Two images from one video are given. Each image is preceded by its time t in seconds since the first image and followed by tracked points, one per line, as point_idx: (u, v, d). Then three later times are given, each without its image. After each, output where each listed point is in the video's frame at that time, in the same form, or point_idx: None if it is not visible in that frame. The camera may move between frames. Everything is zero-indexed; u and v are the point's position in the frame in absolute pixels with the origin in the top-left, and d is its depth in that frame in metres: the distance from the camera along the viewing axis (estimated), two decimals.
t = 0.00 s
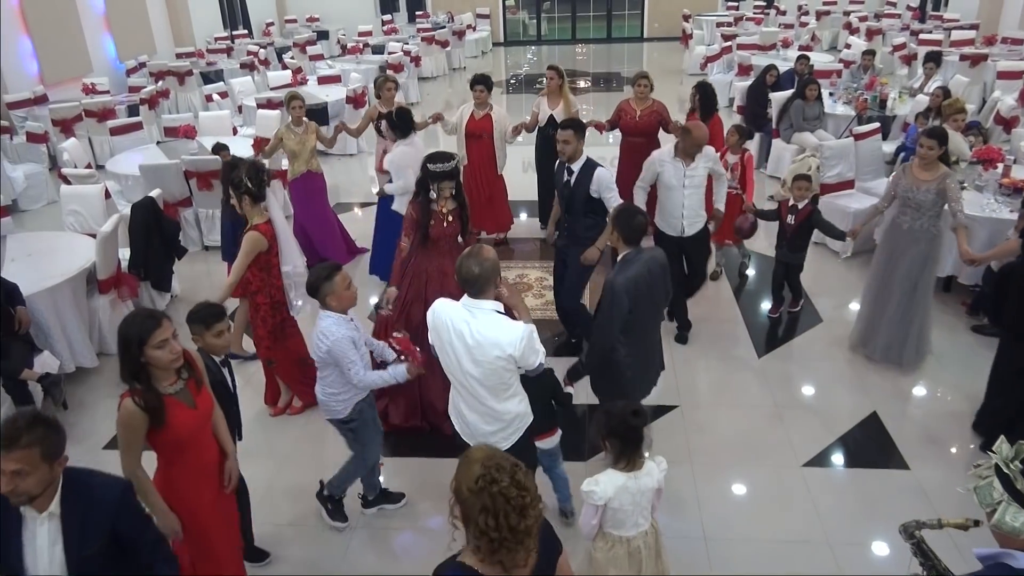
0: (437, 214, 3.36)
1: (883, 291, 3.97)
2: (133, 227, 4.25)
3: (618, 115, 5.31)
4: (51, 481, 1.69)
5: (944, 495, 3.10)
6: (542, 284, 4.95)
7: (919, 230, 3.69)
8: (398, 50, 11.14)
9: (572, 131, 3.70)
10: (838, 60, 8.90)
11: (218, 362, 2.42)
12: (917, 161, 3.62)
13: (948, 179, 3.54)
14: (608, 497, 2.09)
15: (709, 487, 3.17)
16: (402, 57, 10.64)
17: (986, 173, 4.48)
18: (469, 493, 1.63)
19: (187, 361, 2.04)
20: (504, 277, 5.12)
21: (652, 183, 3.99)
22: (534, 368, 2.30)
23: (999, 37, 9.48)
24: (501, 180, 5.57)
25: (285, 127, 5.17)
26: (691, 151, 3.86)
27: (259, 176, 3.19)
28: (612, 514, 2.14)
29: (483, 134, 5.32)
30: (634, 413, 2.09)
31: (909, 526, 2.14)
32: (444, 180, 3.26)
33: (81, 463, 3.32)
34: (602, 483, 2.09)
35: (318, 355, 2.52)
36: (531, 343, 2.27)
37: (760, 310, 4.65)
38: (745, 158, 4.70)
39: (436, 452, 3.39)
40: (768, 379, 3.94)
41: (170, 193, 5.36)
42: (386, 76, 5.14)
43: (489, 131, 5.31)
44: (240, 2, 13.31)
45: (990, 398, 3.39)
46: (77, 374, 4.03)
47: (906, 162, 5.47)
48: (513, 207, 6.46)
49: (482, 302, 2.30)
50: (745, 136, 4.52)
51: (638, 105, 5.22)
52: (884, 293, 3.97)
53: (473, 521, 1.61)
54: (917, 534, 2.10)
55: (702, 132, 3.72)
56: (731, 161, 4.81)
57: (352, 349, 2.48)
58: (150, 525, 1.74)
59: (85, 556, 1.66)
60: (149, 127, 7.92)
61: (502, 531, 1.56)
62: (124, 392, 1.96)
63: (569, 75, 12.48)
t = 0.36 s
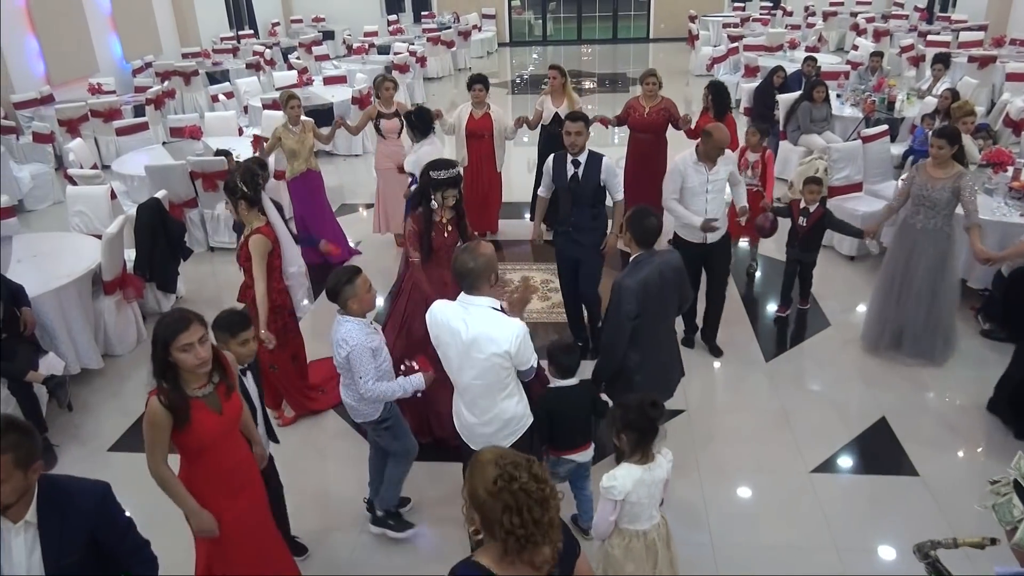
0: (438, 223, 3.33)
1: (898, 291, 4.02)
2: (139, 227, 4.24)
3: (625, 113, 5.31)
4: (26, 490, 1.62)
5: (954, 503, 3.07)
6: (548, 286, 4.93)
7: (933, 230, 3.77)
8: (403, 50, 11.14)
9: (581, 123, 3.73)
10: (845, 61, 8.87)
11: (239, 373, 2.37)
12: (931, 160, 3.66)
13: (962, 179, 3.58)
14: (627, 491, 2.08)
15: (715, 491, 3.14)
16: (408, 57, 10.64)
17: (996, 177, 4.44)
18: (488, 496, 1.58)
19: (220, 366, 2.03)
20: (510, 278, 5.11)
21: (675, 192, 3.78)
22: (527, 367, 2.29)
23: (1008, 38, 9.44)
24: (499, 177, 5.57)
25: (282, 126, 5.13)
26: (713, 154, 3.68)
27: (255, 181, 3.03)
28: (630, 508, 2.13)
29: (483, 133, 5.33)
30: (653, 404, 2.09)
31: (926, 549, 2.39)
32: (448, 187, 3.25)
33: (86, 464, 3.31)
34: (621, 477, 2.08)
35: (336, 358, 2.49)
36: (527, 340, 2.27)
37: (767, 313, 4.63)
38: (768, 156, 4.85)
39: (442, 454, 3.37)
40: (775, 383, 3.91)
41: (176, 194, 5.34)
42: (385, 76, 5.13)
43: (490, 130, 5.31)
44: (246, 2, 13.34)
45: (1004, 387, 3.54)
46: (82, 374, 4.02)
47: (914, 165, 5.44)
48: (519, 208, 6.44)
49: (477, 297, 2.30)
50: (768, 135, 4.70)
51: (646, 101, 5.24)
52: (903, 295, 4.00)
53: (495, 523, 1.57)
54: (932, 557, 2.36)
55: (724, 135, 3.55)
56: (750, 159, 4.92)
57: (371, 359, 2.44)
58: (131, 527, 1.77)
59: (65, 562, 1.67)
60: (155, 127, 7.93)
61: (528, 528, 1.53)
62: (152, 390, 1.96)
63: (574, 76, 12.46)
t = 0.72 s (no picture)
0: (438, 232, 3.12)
1: (923, 291, 4.01)
2: (144, 228, 4.23)
3: (622, 111, 5.36)
4: (23, 512, 1.62)
5: (962, 507, 3.05)
6: (552, 288, 4.92)
7: (948, 230, 3.79)
8: (408, 50, 11.14)
9: (589, 119, 3.67)
10: (851, 61, 8.84)
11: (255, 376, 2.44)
12: (941, 160, 3.68)
13: (975, 178, 3.60)
14: (628, 503, 2.07)
15: (721, 494, 3.12)
16: (413, 57, 10.63)
17: (1004, 178, 4.42)
18: (506, 494, 1.58)
19: (236, 370, 2.00)
20: (515, 279, 5.10)
21: (705, 199, 3.65)
22: (533, 365, 2.28)
23: (1015, 39, 9.40)
24: (504, 177, 5.57)
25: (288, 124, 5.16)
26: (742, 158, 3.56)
27: (247, 185, 3.00)
28: (630, 517, 2.12)
29: (490, 131, 5.34)
30: (637, 411, 2.12)
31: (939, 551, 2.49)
32: (447, 191, 3.07)
33: (89, 464, 3.31)
34: (620, 488, 2.06)
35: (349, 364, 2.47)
36: (532, 336, 2.26)
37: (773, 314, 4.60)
38: (780, 152, 4.91)
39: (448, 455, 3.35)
40: (781, 385, 3.89)
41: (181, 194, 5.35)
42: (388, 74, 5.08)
43: (496, 129, 5.32)
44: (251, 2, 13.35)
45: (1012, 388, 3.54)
46: (87, 374, 4.02)
47: (921, 165, 5.41)
48: (523, 208, 6.43)
49: (481, 294, 2.28)
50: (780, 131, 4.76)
51: (641, 101, 5.27)
52: (931, 297, 3.99)
53: (513, 521, 1.56)
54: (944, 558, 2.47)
55: (752, 138, 3.42)
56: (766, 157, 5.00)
57: (383, 370, 2.41)
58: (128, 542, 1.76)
59: None
60: (159, 127, 7.94)
61: (547, 522, 1.54)
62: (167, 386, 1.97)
63: (579, 76, 12.44)
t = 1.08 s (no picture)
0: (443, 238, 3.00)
1: (931, 288, 4.00)
2: (147, 228, 4.22)
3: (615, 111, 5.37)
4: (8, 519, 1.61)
5: (970, 508, 3.03)
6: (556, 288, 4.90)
7: (959, 229, 3.80)
8: (412, 50, 11.12)
9: (587, 118, 3.66)
10: (857, 60, 8.80)
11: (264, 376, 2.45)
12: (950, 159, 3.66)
13: (984, 178, 3.58)
14: (613, 522, 2.09)
15: (725, 494, 3.11)
16: (417, 57, 10.62)
17: (1012, 177, 4.39)
18: (526, 480, 1.59)
19: (238, 381, 1.98)
20: (518, 279, 5.08)
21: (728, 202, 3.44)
22: (530, 371, 2.25)
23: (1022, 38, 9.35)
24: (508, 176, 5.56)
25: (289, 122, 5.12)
26: (768, 164, 3.33)
27: (233, 188, 3.00)
28: (615, 530, 2.14)
29: (494, 130, 5.30)
30: (615, 427, 2.11)
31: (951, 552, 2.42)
32: (449, 192, 2.99)
33: (92, 465, 3.30)
34: (605, 507, 2.08)
35: (356, 380, 2.38)
36: (531, 341, 2.23)
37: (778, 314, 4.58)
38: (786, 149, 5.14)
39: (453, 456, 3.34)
40: (786, 386, 3.87)
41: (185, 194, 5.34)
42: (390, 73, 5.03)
43: (502, 128, 5.28)
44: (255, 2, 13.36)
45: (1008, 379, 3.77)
46: (90, 375, 4.02)
47: (928, 165, 5.38)
48: (528, 208, 6.41)
49: (482, 294, 2.26)
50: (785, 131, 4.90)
51: (634, 100, 5.28)
52: (936, 294, 3.99)
53: (533, 506, 1.57)
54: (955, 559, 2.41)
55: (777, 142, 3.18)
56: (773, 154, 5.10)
57: (394, 382, 2.35)
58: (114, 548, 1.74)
59: None
60: (163, 127, 7.94)
61: (569, 504, 1.58)
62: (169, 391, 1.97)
63: (583, 76, 12.41)
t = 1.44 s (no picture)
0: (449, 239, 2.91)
1: (926, 286, 4.00)
2: (150, 227, 4.21)
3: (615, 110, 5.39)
4: None
5: (977, 510, 3.00)
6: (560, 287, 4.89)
7: (952, 223, 3.78)
8: (415, 49, 11.11)
9: (573, 113, 3.59)
10: (862, 59, 8.77)
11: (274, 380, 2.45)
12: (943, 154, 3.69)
13: (978, 172, 3.59)
14: (611, 523, 2.07)
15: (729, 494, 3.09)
16: (420, 56, 10.61)
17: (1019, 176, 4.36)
18: (506, 483, 1.57)
19: (242, 386, 1.95)
20: (522, 278, 5.06)
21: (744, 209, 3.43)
22: (544, 370, 2.23)
23: None
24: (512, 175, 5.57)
25: (280, 123, 5.14)
26: (783, 168, 3.30)
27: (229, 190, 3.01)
28: (609, 534, 2.11)
29: (490, 127, 5.30)
30: (603, 429, 2.12)
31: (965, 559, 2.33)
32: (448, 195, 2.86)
33: (95, 464, 3.29)
34: (602, 509, 2.07)
35: (345, 390, 2.27)
36: (543, 339, 2.23)
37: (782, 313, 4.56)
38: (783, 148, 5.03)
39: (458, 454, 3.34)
40: (792, 386, 3.84)
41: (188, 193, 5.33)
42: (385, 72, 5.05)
43: (497, 124, 5.29)
44: (259, 2, 13.37)
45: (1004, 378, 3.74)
46: (93, 374, 4.01)
47: (934, 163, 5.35)
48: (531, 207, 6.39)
49: (495, 294, 2.24)
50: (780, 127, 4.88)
51: (634, 98, 5.30)
52: (932, 292, 4.00)
53: (512, 509, 1.56)
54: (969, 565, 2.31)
55: (792, 146, 3.14)
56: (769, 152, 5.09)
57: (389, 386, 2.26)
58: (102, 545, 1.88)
59: None
60: (167, 126, 7.95)
61: (548, 503, 1.59)
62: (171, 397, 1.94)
63: (586, 75, 12.39)
